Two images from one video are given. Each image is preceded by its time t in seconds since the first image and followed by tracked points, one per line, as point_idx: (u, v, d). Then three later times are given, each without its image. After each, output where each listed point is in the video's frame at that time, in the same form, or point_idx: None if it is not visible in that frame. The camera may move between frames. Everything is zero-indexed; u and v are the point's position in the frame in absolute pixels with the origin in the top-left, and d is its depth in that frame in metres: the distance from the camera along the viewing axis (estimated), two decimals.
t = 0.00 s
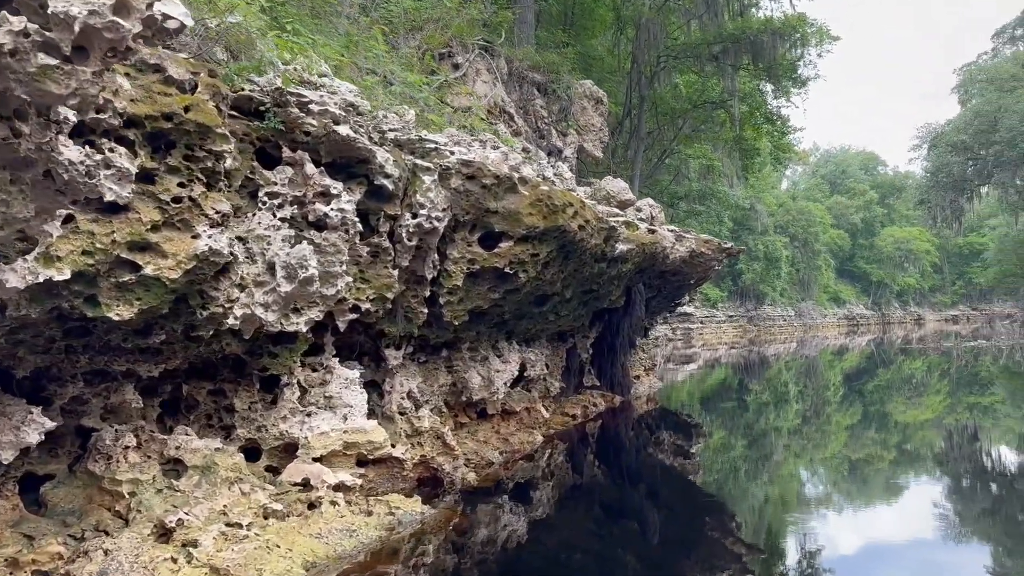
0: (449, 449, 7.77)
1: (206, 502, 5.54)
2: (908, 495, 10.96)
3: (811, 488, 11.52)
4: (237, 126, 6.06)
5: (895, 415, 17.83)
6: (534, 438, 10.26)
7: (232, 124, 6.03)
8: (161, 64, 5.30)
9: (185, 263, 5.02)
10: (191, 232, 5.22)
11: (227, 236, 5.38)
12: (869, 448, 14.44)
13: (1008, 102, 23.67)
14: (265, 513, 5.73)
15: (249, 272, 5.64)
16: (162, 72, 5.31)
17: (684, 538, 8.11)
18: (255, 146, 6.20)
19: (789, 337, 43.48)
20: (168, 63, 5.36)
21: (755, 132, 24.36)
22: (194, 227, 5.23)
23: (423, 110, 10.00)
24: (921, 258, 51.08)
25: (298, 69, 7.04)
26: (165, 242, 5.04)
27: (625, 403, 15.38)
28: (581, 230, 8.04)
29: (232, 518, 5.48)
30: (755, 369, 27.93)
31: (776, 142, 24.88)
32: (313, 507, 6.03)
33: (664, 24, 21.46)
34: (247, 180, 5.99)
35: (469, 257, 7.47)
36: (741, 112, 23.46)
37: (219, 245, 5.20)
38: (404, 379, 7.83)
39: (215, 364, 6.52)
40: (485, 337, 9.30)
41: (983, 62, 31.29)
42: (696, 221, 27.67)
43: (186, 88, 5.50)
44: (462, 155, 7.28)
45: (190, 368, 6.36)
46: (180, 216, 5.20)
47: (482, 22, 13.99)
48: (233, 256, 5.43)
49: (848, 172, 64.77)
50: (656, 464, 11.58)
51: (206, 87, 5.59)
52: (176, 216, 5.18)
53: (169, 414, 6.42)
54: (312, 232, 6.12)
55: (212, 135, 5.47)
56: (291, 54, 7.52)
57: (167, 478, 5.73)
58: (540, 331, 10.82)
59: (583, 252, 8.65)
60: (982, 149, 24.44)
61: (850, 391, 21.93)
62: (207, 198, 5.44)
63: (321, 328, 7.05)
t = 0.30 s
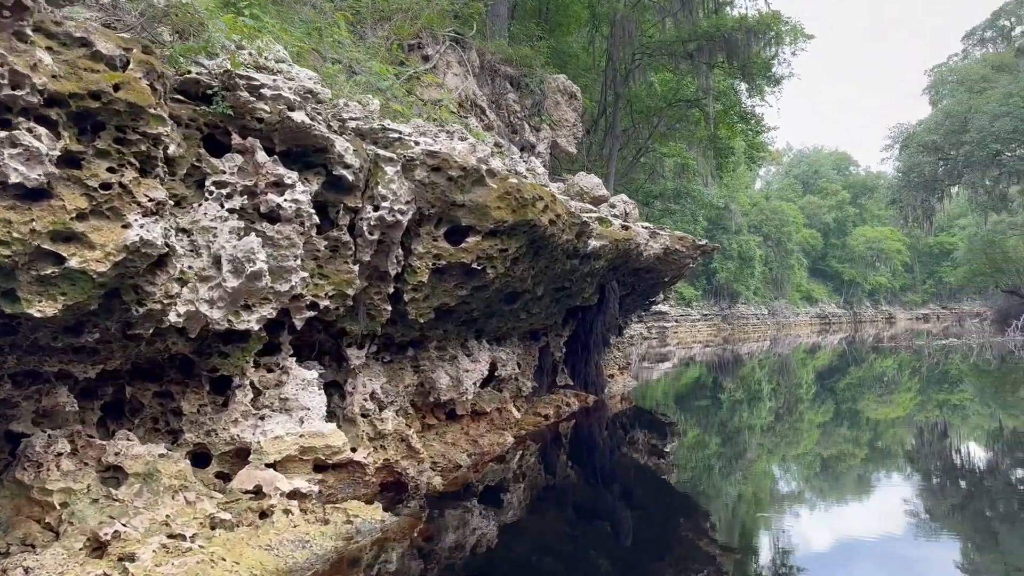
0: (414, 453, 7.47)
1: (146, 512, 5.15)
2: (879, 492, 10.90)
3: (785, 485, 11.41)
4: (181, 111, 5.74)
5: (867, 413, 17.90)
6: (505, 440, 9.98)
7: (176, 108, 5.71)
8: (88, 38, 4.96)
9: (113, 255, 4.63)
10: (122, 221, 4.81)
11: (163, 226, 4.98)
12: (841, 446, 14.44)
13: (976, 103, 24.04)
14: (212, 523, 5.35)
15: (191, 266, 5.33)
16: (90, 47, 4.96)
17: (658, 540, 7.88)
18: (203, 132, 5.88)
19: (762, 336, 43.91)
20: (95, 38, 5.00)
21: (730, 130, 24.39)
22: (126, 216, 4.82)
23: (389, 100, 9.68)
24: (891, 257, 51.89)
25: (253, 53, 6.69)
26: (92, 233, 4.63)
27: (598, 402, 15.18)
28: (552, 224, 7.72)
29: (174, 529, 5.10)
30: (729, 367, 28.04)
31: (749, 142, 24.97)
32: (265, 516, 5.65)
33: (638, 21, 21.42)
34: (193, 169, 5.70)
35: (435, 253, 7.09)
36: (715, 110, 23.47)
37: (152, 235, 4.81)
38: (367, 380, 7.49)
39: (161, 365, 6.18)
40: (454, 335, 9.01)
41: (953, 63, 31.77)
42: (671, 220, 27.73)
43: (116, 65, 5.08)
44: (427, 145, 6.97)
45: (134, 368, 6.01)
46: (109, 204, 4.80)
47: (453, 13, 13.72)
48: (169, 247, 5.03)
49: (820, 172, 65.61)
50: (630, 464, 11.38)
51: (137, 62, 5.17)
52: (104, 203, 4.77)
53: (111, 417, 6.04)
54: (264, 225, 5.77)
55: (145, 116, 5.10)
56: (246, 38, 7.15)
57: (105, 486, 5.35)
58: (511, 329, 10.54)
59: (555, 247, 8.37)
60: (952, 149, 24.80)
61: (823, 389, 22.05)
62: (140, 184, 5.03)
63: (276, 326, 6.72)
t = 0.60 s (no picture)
0: (376, 460, 7.14)
1: (80, 527, 4.79)
2: (850, 489, 10.87)
3: (757, 483, 11.35)
4: (122, 98, 5.38)
5: (838, 411, 18.03)
6: (474, 443, 9.70)
7: (116, 95, 5.35)
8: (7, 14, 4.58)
9: (34, 251, 4.29)
10: (44, 214, 4.48)
11: (91, 219, 4.63)
12: (813, 443, 14.45)
13: (946, 104, 24.56)
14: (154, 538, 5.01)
15: (129, 264, 4.98)
16: (7, 24, 4.58)
17: (630, 543, 7.69)
18: (145, 121, 5.54)
19: (735, 334, 44.35)
20: (15, 13, 4.62)
21: (703, 129, 24.44)
22: (47, 208, 4.49)
23: (353, 92, 9.36)
24: (862, 256, 52.76)
25: (204, 39, 6.37)
26: (10, 226, 4.30)
27: (571, 402, 15.01)
28: (521, 220, 7.43)
29: (111, 545, 4.75)
30: (703, 365, 28.17)
31: (722, 141, 25.09)
32: (212, 529, 5.31)
33: (612, 19, 21.27)
34: (134, 160, 5.38)
35: (398, 251, 6.73)
36: (689, 110, 23.51)
37: (76, 229, 4.46)
38: (327, 383, 7.15)
39: (102, 369, 5.81)
40: (421, 335, 8.71)
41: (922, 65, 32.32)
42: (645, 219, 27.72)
43: (38, 44, 4.72)
44: (390, 137, 6.59)
45: (72, 372, 5.66)
46: (30, 195, 4.46)
47: (422, 6, 13.43)
48: (99, 241, 4.71)
49: (792, 172, 66.48)
50: (603, 465, 11.20)
51: (61, 41, 4.77)
52: (24, 194, 4.43)
53: (49, 424, 5.69)
54: (212, 219, 5.45)
55: (70, 99, 4.73)
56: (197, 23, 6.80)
57: (37, 499, 5.02)
58: (481, 328, 10.27)
59: (524, 244, 8.11)
60: (922, 149, 25.23)
61: (795, 387, 22.19)
62: (64, 173, 4.68)
63: (227, 327, 6.39)
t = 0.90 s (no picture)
0: (336, 466, 6.79)
1: (5, 544, 4.29)
2: (822, 486, 10.82)
3: (731, 480, 11.22)
4: (53, 81, 5.00)
5: (811, 408, 18.08)
6: (443, 446, 9.38)
7: (46, 78, 4.97)
8: None
9: None
10: None
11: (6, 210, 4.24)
12: (786, 441, 14.41)
13: (917, 103, 25.06)
14: (89, 554, 4.62)
15: (58, 259, 4.63)
16: None
17: (604, 546, 7.46)
18: (79, 106, 5.17)
19: (709, 333, 44.62)
20: None
21: (678, 128, 24.43)
22: None
23: (315, 83, 9.01)
24: (833, 255, 53.51)
25: (150, 21, 5.97)
26: None
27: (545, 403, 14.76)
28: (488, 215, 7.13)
29: (39, 565, 4.29)
30: (677, 364, 28.17)
31: (696, 140, 25.13)
32: (154, 543, 4.98)
33: (586, 16, 21.03)
34: (67, 148, 5.03)
35: (359, 247, 6.36)
36: (663, 108, 23.46)
37: None
38: (285, 386, 6.78)
39: (35, 372, 5.41)
40: (386, 335, 8.37)
41: (894, 65, 32.80)
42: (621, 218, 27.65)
43: None
44: (349, 128, 6.27)
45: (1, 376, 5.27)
46: None
47: None
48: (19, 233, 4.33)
49: (765, 172, 67.18)
50: (576, 466, 10.95)
51: None
52: None
53: None
54: (152, 212, 5.08)
55: None
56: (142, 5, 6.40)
57: None
58: (450, 328, 9.96)
59: (493, 240, 7.82)
60: (893, 149, 25.68)
61: (768, 385, 22.27)
62: None
63: (175, 327, 6.05)
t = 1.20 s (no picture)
0: (302, 473, 6.43)
1: None
2: (800, 483, 10.73)
3: (711, 478, 11.08)
4: None
5: (789, 406, 18.10)
6: (417, 449, 9.06)
7: None
8: None
9: None
10: None
11: None
12: (765, 438, 14.35)
13: (893, 103, 25.38)
14: (27, 570, 4.19)
15: None
16: None
17: (583, 550, 7.23)
18: (17, 90, 4.75)
19: (688, 331, 44.81)
20: None
21: (657, 126, 24.37)
22: None
23: (282, 73, 8.68)
24: (811, 254, 54.10)
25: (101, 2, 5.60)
26: None
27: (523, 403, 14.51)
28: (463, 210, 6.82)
29: None
30: (657, 362, 28.14)
31: (676, 138, 25.11)
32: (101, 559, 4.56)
33: (565, 14, 20.82)
34: (3, 134, 4.61)
35: (325, 242, 6.04)
36: (642, 106, 23.36)
37: None
38: (247, 389, 6.45)
39: None
40: (356, 334, 8.05)
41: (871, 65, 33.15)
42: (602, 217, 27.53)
43: None
44: (314, 117, 5.97)
45: None
46: None
47: None
48: None
49: (743, 171, 67.75)
50: (555, 467, 10.70)
51: None
52: None
53: None
54: (97, 204, 4.74)
55: None
56: None
57: None
58: (424, 327, 9.66)
59: (468, 236, 7.52)
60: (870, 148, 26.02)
61: (746, 383, 22.31)
62: None
63: (127, 327, 5.72)
